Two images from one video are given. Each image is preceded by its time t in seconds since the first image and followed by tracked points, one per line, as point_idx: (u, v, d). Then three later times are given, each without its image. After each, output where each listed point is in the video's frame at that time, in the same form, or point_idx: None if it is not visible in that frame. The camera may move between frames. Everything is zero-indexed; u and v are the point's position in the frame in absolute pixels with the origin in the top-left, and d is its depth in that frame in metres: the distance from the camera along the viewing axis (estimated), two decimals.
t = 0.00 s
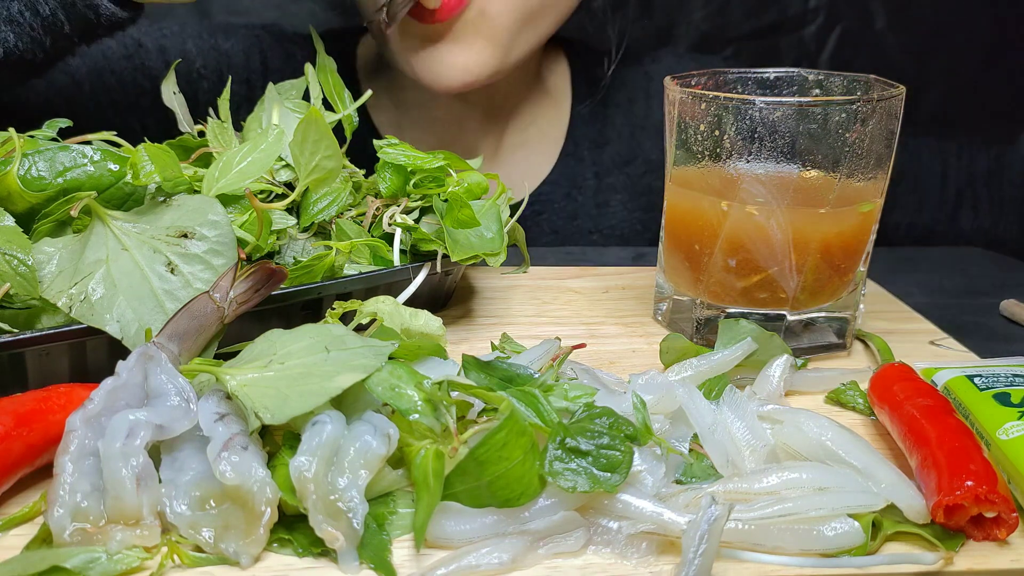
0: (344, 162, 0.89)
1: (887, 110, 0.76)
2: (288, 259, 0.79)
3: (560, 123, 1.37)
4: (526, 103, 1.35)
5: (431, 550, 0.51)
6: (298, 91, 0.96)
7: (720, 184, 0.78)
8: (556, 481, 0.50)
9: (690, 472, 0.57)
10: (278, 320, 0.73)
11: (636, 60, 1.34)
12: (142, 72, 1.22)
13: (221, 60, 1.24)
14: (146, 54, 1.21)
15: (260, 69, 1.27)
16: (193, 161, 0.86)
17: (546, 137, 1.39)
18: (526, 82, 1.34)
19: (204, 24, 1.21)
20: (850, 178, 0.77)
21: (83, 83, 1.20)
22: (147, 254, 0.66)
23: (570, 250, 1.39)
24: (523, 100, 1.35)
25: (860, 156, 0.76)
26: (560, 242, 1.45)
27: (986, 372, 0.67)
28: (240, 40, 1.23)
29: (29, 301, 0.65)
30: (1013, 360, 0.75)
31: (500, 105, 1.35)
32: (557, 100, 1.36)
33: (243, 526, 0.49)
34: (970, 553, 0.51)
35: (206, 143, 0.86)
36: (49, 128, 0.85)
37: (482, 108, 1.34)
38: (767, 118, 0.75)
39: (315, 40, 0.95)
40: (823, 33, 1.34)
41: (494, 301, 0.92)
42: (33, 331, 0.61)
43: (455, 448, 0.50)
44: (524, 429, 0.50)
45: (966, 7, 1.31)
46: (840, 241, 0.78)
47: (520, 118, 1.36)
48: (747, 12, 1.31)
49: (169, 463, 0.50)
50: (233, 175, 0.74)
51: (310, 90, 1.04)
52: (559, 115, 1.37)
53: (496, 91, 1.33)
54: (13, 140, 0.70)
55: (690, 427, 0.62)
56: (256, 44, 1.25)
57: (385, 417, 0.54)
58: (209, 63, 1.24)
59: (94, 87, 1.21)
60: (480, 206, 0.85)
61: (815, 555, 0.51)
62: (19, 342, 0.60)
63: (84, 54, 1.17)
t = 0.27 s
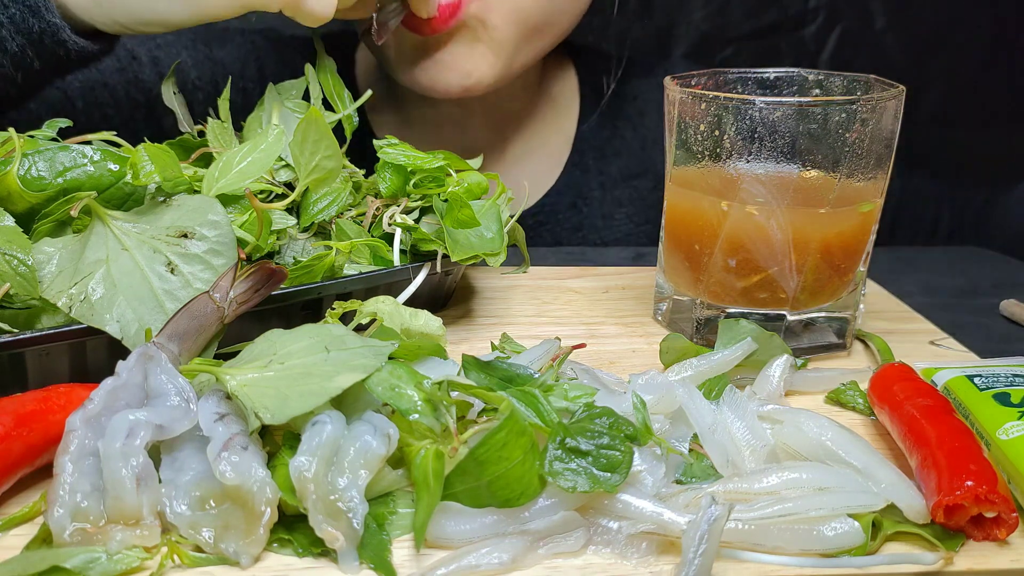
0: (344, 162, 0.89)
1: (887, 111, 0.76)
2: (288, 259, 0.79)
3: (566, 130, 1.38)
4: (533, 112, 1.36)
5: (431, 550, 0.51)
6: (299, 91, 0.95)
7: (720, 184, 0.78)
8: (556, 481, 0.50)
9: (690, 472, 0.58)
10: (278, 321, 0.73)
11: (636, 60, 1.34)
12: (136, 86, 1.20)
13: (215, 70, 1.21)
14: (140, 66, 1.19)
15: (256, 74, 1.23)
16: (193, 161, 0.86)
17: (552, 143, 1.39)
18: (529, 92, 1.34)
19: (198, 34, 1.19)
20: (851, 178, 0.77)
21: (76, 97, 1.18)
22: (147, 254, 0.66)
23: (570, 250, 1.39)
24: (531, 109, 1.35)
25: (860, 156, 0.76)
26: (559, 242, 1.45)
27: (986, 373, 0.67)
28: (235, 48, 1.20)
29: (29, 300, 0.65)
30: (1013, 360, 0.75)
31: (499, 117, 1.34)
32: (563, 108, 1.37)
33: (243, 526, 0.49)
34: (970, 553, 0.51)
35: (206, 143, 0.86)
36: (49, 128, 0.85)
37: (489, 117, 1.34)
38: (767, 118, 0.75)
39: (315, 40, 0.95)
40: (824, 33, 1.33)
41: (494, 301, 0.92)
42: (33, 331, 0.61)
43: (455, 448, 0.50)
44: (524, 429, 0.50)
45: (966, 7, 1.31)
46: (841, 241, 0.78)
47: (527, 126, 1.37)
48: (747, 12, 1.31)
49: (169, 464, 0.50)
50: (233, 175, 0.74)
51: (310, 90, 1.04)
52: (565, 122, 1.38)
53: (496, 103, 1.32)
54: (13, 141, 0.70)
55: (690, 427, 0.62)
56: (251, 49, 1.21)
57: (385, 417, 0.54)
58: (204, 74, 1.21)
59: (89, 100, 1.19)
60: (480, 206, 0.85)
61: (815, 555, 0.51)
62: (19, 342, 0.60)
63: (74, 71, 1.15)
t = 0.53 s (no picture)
0: (344, 162, 0.89)
1: (886, 111, 0.76)
2: (288, 259, 0.79)
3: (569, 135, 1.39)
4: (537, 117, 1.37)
5: (430, 550, 0.51)
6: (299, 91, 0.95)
7: (720, 184, 0.78)
8: (556, 481, 0.50)
9: (690, 472, 0.58)
10: (277, 321, 0.73)
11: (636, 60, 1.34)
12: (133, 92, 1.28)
13: (212, 75, 1.27)
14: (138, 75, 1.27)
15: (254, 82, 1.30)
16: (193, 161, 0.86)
17: (556, 147, 1.39)
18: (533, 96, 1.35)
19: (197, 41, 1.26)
20: (850, 178, 0.77)
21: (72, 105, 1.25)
22: (147, 254, 0.66)
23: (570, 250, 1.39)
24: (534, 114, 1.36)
25: (860, 156, 0.76)
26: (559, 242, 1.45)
27: (985, 372, 0.67)
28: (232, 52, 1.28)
29: (28, 301, 0.65)
30: (1012, 360, 0.75)
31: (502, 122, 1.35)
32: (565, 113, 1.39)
33: (242, 526, 0.49)
34: (970, 553, 0.51)
35: (206, 143, 0.86)
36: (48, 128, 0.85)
37: (493, 122, 1.34)
38: (767, 118, 0.75)
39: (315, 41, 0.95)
40: (824, 33, 1.33)
41: (494, 301, 0.92)
42: (33, 331, 0.61)
43: (454, 448, 0.50)
44: (524, 429, 0.50)
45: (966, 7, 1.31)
46: (841, 241, 0.78)
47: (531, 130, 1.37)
48: (747, 12, 1.31)
49: (169, 464, 0.50)
50: (233, 175, 0.74)
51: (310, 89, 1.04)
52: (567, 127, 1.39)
53: (498, 111, 1.33)
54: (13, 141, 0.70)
55: (690, 427, 0.62)
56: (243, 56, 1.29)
57: (385, 418, 0.54)
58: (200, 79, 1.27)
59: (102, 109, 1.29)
60: (480, 206, 0.85)
61: (815, 555, 0.51)
62: (19, 342, 0.60)
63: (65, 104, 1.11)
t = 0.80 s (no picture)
0: (343, 162, 0.89)
1: (886, 111, 0.76)
2: (288, 259, 0.79)
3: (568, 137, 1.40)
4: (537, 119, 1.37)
5: (430, 550, 0.51)
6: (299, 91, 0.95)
7: (720, 184, 0.78)
8: (556, 480, 0.50)
9: (690, 472, 0.58)
10: (277, 321, 0.73)
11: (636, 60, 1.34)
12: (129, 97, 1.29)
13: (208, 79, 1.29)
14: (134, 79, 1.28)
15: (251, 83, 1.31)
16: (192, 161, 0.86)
17: (555, 148, 1.40)
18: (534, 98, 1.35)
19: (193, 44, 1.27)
20: (850, 178, 0.77)
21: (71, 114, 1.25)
22: (147, 254, 0.66)
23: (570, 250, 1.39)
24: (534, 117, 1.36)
25: (860, 156, 0.76)
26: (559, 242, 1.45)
27: (985, 372, 0.67)
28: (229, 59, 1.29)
29: (28, 301, 0.65)
30: (1012, 360, 0.75)
31: (501, 126, 1.35)
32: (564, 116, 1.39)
33: (242, 526, 0.49)
34: (969, 553, 0.51)
35: (205, 143, 0.86)
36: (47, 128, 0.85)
37: (493, 123, 1.34)
38: (767, 118, 0.75)
39: (315, 40, 0.95)
40: (824, 33, 1.33)
41: (493, 300, 0.92)
42: (32, 331, 0.61)
43: (454, 448, 0.50)
44: (523, 429, 0.50)
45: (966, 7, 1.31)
46: (840, 241, 0.78)
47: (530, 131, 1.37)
48: (747, 12, 1.31)
49: (169, 464, 0.50)
50: (233, 175, 0.74)
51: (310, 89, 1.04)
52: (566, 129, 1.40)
53: (498, 112, 1.33)
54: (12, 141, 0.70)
55: (689, 427, 0.62)
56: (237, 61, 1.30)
57: (384, 417, 0.54)
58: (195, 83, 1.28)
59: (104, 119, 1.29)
60: (479, 206, 0.85)
61: (814, 555, 0.51)
62: (18, 342, 0.60)
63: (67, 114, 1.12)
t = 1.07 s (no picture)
0: (343, 162, 0.89)
1: (886, 111, 0.76)
2: (288, 259, 0.79)
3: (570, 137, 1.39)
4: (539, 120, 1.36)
5: (430, 550, 0.51)
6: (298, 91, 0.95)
7: (719, 184, 0.78)
8: (555, 481, 0.50)
9: (690, 472, 0.58)
10: (276, 320, 0.73)
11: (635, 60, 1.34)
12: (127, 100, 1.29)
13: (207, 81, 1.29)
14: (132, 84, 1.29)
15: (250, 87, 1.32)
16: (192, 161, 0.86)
17: (556, 148, 1.39)
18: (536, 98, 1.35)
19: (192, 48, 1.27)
20: (850, 178, 0.77)
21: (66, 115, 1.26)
22: (146, 254, 0.66)
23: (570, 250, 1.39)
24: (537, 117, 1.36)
25: (859, 157, 0.76)
26: (559, 242, 1.45)
27: (984, 372, 0.67)
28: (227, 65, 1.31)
29: (27, 301, 0.65)
30: (1011, 360, 0.75)
31: (500, 124, 1.34)
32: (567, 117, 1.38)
33: (241, 526, 0.49)
34: (969, 553, 0.51)
35: (205, 143, 0.86)
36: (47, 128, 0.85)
37: (494, 123, 1.34)
38: (767, 118, 0.75)
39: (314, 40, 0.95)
40: (823, 34, 1.33)
41: (493, 300, 0.92)
42: (32, 331, 0.61)
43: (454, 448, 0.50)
44: (523, 429, 0.50)
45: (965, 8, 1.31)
46: (840, 241, 0.78)
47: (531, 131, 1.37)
48: (747, 13, 1.31)
49: (168, 464, 0.50)
50: (233, 175, 0.74)
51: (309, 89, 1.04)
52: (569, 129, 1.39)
53: (498, 112, 1.33)
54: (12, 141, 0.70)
55: (689, 427, 0.62)
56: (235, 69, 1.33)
57: (384, 417, 0.54)
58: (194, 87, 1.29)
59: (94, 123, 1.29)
60: (479, 206, 0.85)
61: (814, 555, 0.51)
62: (18, 342, 0.60)
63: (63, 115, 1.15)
